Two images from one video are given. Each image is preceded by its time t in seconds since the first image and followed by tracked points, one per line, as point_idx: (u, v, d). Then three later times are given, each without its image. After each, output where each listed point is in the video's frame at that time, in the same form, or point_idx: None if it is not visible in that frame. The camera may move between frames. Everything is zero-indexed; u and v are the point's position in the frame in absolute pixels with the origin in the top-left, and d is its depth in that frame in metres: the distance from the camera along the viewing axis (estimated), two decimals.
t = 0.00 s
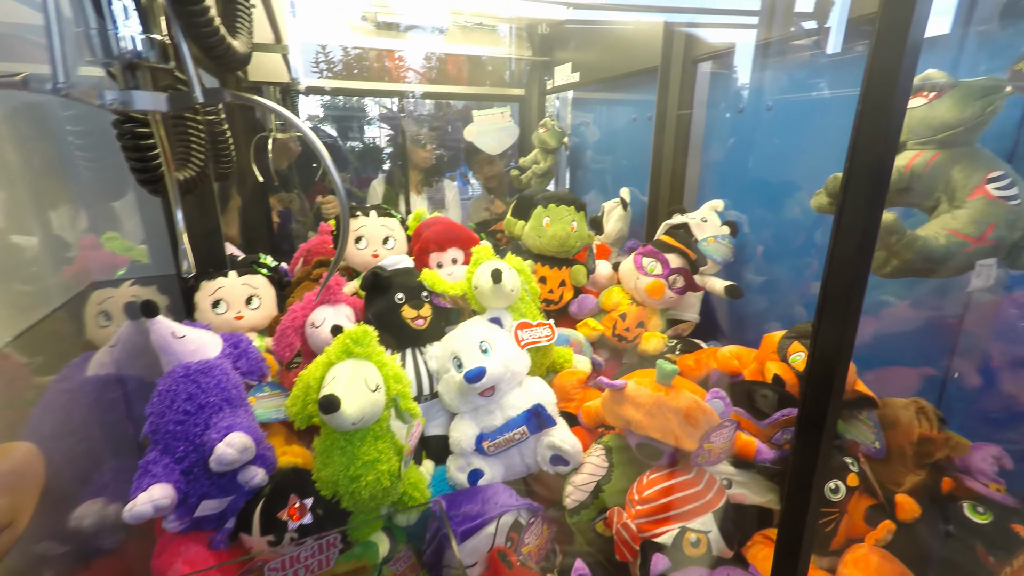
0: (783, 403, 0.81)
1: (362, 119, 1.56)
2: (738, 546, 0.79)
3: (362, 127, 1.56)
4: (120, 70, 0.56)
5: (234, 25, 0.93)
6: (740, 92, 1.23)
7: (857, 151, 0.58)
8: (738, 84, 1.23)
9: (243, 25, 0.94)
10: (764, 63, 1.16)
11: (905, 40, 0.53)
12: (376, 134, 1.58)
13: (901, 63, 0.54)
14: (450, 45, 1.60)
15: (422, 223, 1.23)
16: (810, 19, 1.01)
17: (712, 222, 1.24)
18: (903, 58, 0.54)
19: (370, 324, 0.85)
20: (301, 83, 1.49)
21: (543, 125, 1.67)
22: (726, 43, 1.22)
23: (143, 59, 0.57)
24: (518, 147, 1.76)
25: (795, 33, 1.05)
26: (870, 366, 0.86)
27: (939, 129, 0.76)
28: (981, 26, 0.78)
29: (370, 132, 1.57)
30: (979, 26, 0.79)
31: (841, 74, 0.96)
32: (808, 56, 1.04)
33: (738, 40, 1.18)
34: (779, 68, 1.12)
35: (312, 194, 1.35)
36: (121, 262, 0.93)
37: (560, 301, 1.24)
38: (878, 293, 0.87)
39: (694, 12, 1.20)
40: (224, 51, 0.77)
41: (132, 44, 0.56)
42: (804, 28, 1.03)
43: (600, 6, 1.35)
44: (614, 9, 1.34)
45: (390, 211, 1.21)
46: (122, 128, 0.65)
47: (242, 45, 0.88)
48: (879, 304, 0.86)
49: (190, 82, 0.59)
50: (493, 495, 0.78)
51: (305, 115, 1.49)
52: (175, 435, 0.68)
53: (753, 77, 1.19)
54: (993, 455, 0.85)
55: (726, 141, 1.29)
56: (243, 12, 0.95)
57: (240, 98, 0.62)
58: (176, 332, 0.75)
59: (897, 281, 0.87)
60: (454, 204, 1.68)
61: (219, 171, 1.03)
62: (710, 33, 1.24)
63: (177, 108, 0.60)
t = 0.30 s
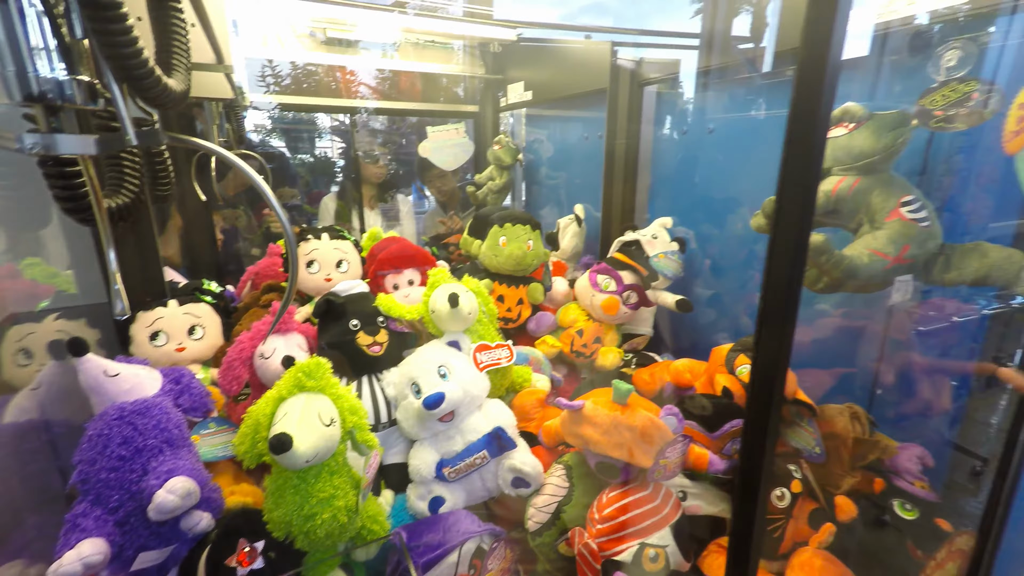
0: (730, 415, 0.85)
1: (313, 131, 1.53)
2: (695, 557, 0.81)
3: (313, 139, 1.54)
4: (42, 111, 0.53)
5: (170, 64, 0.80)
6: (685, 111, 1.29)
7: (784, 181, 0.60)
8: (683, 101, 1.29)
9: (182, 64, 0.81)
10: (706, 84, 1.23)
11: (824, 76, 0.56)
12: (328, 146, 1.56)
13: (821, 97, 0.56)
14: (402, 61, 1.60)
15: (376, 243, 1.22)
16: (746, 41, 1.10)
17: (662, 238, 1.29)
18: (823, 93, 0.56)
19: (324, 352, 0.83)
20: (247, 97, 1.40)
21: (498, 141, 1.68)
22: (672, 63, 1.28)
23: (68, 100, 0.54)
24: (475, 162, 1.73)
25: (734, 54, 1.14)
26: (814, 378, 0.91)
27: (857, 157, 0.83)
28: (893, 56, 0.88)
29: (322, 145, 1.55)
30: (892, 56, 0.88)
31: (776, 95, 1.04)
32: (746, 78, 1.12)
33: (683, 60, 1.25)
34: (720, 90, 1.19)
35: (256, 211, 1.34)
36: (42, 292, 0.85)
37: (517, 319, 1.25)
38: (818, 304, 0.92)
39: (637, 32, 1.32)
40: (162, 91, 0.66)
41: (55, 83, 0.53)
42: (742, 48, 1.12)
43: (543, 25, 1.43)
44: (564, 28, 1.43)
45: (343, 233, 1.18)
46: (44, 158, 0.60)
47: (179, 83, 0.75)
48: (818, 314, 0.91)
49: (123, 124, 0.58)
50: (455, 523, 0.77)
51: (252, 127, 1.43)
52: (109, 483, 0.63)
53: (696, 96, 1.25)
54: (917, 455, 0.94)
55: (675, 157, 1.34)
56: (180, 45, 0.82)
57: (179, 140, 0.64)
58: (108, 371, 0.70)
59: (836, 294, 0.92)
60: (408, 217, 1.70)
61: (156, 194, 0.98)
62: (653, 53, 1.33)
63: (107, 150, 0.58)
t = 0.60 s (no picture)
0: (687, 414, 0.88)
1: (273, 138, 1.49)
2: (656, 554, 0.83)
3: (273, 146, 1.49)
4: None
5: (111, 75, 0.73)
6: (645, 121, 1.34)
7: (718, 192, 0.61)
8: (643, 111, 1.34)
9: (124, 76, 0.75)
10: (662, 96, 1.28)
11: (750, 90, 0.57)
12: (288, 153, 1.53)
13: (748, 111, 0.57)
14: (364, 70, 1.60)
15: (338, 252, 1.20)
16: (699, 53, 1.14)
17: (622, 245, 1.32)
18: (750, 106, 0.57)
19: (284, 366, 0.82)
20: (200, 102, 1.34)
21: (463, 149, 1.67)
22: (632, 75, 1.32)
23: None
24: (438, 170, 1.74)
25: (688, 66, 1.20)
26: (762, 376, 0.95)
27: (799, 167, 0.87)
28: (835, 71, 0.91)
29: (282, 152, 1.51)
30: (834, 71, 0.91)
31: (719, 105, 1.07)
32: (701, 90, 1.16)
33: (643, 71, 1.30)
34: (677, 101, 1.25)
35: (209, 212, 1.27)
36: None
37: (483, 326, 1.25)
38: (769, 306, 0.96)
39: (598, 44, 1.35)
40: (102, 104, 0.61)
41: None
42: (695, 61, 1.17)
43: (508, 36, 1.46)
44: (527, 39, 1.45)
45: (303, 243, 1.15)
46: None
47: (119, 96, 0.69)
48: (769, 315, 0.95)
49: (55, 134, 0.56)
50: (421, 533, 0.77)
51: (206, 132, 1.36)
52: (48, 509, 0.60)
53: (654, 107, 1.31)
54: (859, 446, 1.01)
55: (635, 165, 1.39)
56: (122, 57, 0.75)
57: (119, 152, 0.59)
58: (47, 391, 0.66)
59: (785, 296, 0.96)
60: (371, 225, 1.68)
61: (101, 205, 0.93)
62: (614, 63, 1.36)
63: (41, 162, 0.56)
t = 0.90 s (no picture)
0: (683, 409, 0.87)
1: (256, 136, 1.47)
2: (655, 549, 0.82)
3: (256, 145, 1.47)
4: None
5: (97, 57, 0.70)
6: (631, 120, 1.34)
7: (720, 187, 0.58)
8: (629, 111, 1.34)
9: (111, 58, 0.72)
10: (649, 94, 1.27)
11: (755, 83, 0.54)
12: (271, 153, 1.51)
13: (751, 105, 0.55)
14: (350, 66, 1.57)
15: (326, 250, 1.18)
16: (685, 55, 1.17)
17: (614, 241, 1.33)
18: (753, 101, 0.55)
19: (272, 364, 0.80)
20: (180, 100, 1.32)
21: (451, 147, 1.65)
22: (618, 74, 1.32)
23: None
24: (426, 168, 1.74)
25: (672, 67, 1.21)
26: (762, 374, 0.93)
27: (790, 162, 0.88)
28: (817, 70, 0.89)
29: (264, 151, 1.49)
30: (816, 70, 0.89)
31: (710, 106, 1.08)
32: (687, 89, 1.18)
33: (628, 72, 1.29)
34: (662, 100, 1.24)
35: (193, 214, 1.30)
36: None
37: (475, 324, 1.25)
38: (758, 303, 0.89)
39: (585, 45, 1.33)
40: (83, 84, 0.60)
41: None
42: (680, 62, 1.19)
43: (492, 34, 1.42)
44: (512, 37, 1.41)
45: (291, 239, 1.13)
46: None
47: (105, 79, 0.67)
48: (759, 312, 0.88)
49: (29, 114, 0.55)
50: (417, 531, 0.75)
51: (185, 130, 1.34)
52: (29, 514, 0.58)
53: (640, 106, 1.30)
54: (849, 438, 1.04)
55: (622, 163, 1.39)
56: (108, 38, 0.72)
57: (108, 135, 0.52)
58: (27, 392, 0.64)
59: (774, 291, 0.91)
60: (357, 225, 1.68)
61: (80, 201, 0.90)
62: (600, 64, 1.37)
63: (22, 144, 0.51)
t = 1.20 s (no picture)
0: (676, 406, 0.88)
1: (246, 137, 1.48)
2: (647, 544, 0.83)
3: (246, 145, 1.48)
4: None
5: (91, 57, 0.69)
6: (624, 120, 1.35)
7: (708, 182, 0.58)
8: (622, 111, 1.35)
9: (105, 58, 0.71)
10: (641, 95, 1.29)
11: (740, 86, 0.55)
12: (262, 153, 1.51)
13: (737, 107, 0.55)
14: (342, 66, 1.58)
15: (320, 250, 1.18)
16: (676, 56, 1.17)
17: (606, 241, 1.35)
18: (739, 103, 0.55)
19: (269, 365, 0.79)
20: (171, 99, 1.29)
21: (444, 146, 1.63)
22: (610, 74, 1.33)
23: None
24: (420, 168, 1.75)
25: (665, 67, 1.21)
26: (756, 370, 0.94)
27: (779, 162, 0.90)
28: (805, 72, 0.92)
29: (256, 150, 1.49)
30: (805, 73, 0.92)
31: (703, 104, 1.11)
32: (678, 89, 1.19)
33: (620, 72, 1.30)
34: (655, 101, 1.26)
35: (183, 216, 1.28)
36: None
37: (469, 323, 1.26)
38: (748, 301, 0.90)
39: (578, 45, 1.31)
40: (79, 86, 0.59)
41: None
42: (672, 63, 1.19)
43: (483, 35, 1.44)
44: (505, 38, 1.42)
45: (284, 239, 1.13)
46: None
47: (100, 81, 0.66)
48: (748, 309, 0.90)
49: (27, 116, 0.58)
50: (411, 530, 0.76)
51: (176, 130, 1.31)
52: (21, 516, 0.57)
53: (632, 106, 1.31)
54: (839, 434, 1.05)
55: (614, 163, 1.41)
56: (103, 38, 0.71)
57: (102, 136, 0.52)
58: (18, 394, 0.63)
59: (762, 291, 0.93)
60: (349, 225, 1.66)
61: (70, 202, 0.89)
62: (592, 65, 1.36)
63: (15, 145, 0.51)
